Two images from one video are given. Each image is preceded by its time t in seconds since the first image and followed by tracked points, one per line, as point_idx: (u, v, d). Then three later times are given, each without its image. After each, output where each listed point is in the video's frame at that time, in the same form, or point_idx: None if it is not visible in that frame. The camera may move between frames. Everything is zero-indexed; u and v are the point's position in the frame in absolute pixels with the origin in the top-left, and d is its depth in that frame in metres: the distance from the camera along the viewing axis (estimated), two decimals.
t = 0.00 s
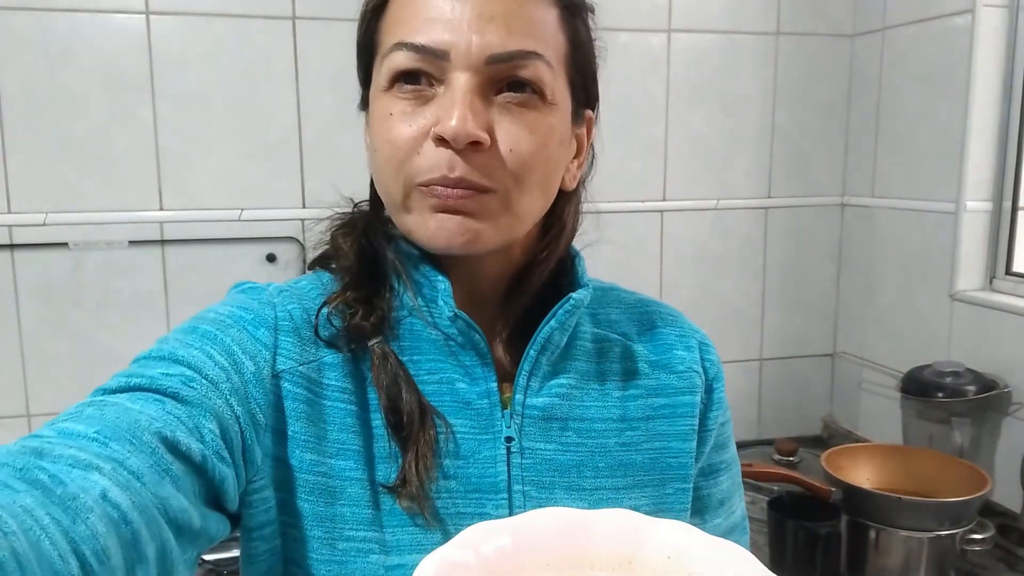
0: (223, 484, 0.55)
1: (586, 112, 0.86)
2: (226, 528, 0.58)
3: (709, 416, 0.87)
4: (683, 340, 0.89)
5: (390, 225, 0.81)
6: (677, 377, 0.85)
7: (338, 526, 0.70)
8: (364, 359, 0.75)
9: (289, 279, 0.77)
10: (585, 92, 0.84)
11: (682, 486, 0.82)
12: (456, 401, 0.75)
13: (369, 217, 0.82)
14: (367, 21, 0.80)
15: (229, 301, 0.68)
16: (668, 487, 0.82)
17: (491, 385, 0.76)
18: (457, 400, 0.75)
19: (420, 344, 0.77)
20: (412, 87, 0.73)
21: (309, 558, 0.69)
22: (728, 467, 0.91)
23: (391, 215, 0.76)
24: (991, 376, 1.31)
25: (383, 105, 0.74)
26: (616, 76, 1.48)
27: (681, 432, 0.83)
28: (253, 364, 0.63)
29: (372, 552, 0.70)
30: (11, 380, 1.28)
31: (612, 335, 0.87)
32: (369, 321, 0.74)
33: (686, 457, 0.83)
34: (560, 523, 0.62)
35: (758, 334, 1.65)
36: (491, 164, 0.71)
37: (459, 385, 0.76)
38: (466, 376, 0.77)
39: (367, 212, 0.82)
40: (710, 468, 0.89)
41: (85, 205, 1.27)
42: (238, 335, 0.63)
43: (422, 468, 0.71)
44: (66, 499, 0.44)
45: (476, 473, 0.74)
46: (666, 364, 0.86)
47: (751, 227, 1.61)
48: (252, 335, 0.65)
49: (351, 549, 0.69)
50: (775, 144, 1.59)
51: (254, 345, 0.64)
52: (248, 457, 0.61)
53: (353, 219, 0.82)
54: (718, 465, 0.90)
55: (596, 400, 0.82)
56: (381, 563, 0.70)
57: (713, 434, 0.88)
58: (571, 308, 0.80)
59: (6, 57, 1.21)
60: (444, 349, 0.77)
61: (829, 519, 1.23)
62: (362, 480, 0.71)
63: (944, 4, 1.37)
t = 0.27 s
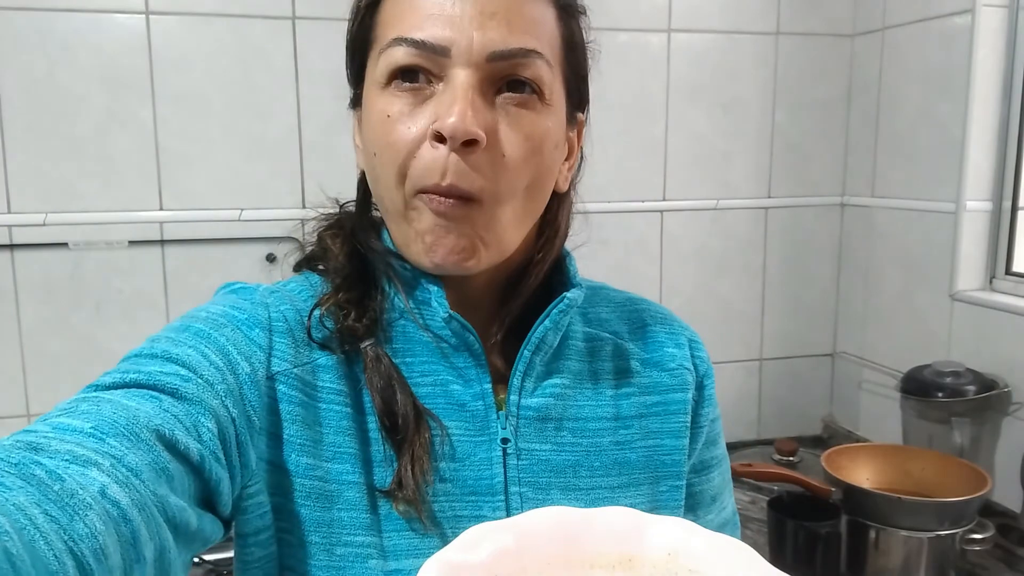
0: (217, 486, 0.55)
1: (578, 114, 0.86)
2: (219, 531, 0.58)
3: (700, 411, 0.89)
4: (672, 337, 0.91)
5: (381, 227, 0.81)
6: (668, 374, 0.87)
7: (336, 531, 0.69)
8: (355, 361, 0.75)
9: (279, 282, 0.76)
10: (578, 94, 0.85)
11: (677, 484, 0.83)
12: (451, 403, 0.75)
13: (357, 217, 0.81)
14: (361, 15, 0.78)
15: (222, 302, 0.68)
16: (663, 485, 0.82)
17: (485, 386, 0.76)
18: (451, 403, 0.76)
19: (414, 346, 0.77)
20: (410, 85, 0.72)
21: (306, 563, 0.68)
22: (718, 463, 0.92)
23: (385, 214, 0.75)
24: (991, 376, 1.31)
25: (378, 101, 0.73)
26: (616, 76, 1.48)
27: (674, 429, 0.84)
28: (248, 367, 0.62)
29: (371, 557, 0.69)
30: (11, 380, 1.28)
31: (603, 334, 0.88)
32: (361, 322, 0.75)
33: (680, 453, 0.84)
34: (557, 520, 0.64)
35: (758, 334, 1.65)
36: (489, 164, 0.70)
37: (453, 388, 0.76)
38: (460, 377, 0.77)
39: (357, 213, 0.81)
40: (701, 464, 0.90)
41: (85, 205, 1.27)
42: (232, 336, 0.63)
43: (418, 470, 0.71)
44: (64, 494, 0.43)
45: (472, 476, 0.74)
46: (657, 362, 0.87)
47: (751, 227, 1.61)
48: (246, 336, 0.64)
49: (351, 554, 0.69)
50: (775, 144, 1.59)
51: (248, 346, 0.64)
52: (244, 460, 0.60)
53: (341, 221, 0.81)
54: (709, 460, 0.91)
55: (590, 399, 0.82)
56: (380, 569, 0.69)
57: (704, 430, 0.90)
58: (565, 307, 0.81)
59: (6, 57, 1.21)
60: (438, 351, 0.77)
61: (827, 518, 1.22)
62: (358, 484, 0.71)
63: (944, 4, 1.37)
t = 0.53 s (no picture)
0: (208, 484, 0.55)
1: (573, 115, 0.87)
2: (211, 529, 0.58)
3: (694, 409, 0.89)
4: (665, 337, 0.91)
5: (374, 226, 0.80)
6: (662, 373, 0.87)
7: (328, 530, 0.69)
8: (350, 361, 0.74)
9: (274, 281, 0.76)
10: (574, 98, 0.85)
11: (669, 482, 0.84)
12: (445, 402, 0.76)
13: (350, 216, 0.81)
14: (362, 13, 0.78)
15: (214, 301, 0.68)
16: (656, 483, 0.83)
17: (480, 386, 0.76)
18: (445, 401, 0.76)
19: (407, 345, 0.77)
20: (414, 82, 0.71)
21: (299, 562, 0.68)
22: (712, 461, 0.92)
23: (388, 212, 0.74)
24: (991, 377, 1.31)
25: (383, 99, 0.73)
26: (616, 76, 1.48)
27: (667, 427, 0.84)
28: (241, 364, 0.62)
29: (363, 556, 0.70)
30: (11, 380, 1.28)
31: (597, 333, 0.88)
32: (355, 321, 0.75)
33: (674, 451, 0.84)
34: (555, 517, 0.65)
35: (758, 334, 1.65)
36: (496, 162, 0.70)
37: (447, 387, 0.76)
38: (454, 377, 0.77)
39: (351, 212, 0.81)
40: (696, 463, 0.90)
41: (85, 205, 1.27)
42: (225, 334, 0.63)
43: (412, 469, 0.71)
44: (55, 492, 0.43)
45: (466, 475, 0.74)
46: (651, 361, 0.88)
47: (750, 227, 1.61)
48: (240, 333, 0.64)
49: (343, 552, 0.69)
50: (775, 144, 1.59)
51: (241, 344, 0.64)
52: (236, 458, 0.60)
53: (332, 220, 0.81)
54: (703, 458, 0.91)
55: (584, 398, 0.83)
56: (372, 568, 0.70)
57: (698, 429, 0.90)
58: (558, 306, 0.80)
59: (6, 57, 1.21)
60: (431, 351, 0.77)
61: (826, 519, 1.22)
62: (350, 483, 0.71)
63: (945, 3, 1.37)
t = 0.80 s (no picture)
0: (211, 483, 0.55)
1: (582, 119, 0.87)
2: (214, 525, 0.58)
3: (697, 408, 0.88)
4: (669, 336, 0.90)
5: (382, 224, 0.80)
6: (666, 371, 0.86)
7: (329, 522, 0.69)
8: (357, 353, 0.74)
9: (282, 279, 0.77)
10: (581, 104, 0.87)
11: (673, 479, 0.83)
12: (449, 397, 0.75)
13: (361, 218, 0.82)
14: (387, 10, 0.76)
15: (214, 299, 0.68)
16: (660, 481, 0.82)
17: (484, 381, 0.76)
18: (450, 396, 0.76)
19: (411, 341, 0.77)
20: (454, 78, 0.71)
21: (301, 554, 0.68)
22: (716, 460, 0.91)
23: (421, 209, 0.72)
24: (991, 377, 1.31)
25: (420, 94, 0.71)
26: (617, 76, 1.48)
27: (670, 425, 0.84)
28: (240, 364, 0.63)
29: (364, 548, 0.70)
30: (10, 380, 1.28)
31: (601, 331, 0.88)
32: (364, 316, 0.74)
33: (677, 449, 0.83)
34: (551, 509, 0.64)
35: (758, 334, 1.65)
36: (536, 159, 0.71)
37: (451, 381, 0.76)
38: (457, 373, 0.77)
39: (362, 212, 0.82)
40: (700, 462, 0.89)
41: (85, 205, 1.27)
42: (225, 333, 0.63)
43: (416, 462, 0.71)
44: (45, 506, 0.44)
45: (470, 469, 0.74)
46: (654, 359, 0.87)
47: (750, 227, 1.61)
48: (240, 332, 0.65)
49: (344, 544, 0.69)
50: (775, 144, 1.59)
51: (242, 344, 0.64)
52: (240, 454, 0.60)
53: (341, 223, 0.83)
54: (706, 458, 0.90)
55: (587, 394, 0.82)
56: (374, 559, 0.69)
57: (702, 428, 0.89)
58: (559, 302, 0.80)
59: (6, 57, 1.21)
60: (437, 347, 0.77)
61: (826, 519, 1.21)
62: (352, 476, 0.71)
63: (945, 4, 1.37)
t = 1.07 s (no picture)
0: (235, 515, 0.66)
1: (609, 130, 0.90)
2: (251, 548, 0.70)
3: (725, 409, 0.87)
4: (698, 337, 0.89)
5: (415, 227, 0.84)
6: (694, 371, 0.85)
7: (358, 510, 0.71)
8: (387, 348, 0.78)
9: (315, 284, 0.82)
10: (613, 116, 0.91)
11: (698, 477, 0.83)
12: (478, 389, 0.77)
13: (398, 222, 0.85)
14: (433, 18, 0.80)
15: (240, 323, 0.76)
16: (685, 478, 0.82)
17: (511, 374, 0.78)
18: (479, 388, 0.78)
19: (439, 336, 0.79)
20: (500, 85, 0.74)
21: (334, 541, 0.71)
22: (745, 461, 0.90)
23: (464, 206, 0.75)
24: (991, 377, 1.31)
25: (467, 99, 0.75)
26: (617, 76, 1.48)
27: (696, 424, 0.83)
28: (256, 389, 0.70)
29: (391, 534, 0.71)
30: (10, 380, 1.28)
31: (630, 331, 0.88)
32: (395, 313, 0.78)
33: (703, 448, 0.83)
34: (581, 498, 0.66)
35: (758, 334, 1.65)
36: (577, 161, 0.74)
37: (480, 374, 0.78)
38: (486, 367, 0.79)
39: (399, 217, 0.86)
40: (727, 462, 0.88)
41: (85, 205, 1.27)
42: (241, 366, 0.71)
43: (443, 451, 0.73)
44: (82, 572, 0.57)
45: (497, 458, 0.75)
46: (682, 359, 0.86)
47: (750, 227, 1.61)
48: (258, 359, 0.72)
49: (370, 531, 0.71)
50: (775, 144, 1.59)
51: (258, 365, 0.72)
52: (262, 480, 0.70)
53: (376, 226, 0.86)
54: (734, 459, 0.89)
55: (614, 391, 0.83)
56: (403, 545, 0.71)
57: (731, 428, 0.88)
58: (585, 300, 0.82)
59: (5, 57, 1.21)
60: (466, 342, 0.80)
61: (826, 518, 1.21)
62: (381, 466, 0.72)
63: (945, 4, 1.37)
